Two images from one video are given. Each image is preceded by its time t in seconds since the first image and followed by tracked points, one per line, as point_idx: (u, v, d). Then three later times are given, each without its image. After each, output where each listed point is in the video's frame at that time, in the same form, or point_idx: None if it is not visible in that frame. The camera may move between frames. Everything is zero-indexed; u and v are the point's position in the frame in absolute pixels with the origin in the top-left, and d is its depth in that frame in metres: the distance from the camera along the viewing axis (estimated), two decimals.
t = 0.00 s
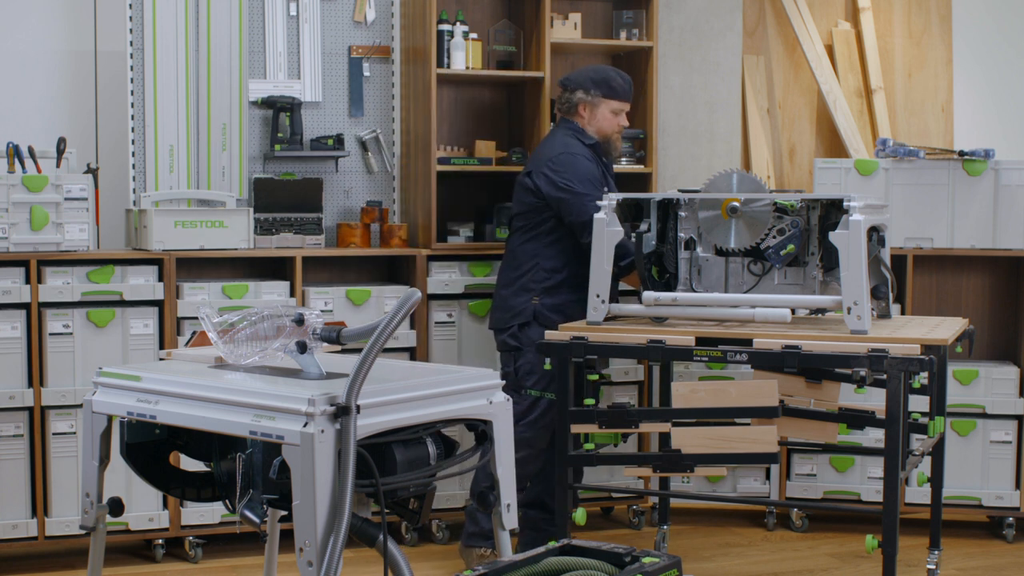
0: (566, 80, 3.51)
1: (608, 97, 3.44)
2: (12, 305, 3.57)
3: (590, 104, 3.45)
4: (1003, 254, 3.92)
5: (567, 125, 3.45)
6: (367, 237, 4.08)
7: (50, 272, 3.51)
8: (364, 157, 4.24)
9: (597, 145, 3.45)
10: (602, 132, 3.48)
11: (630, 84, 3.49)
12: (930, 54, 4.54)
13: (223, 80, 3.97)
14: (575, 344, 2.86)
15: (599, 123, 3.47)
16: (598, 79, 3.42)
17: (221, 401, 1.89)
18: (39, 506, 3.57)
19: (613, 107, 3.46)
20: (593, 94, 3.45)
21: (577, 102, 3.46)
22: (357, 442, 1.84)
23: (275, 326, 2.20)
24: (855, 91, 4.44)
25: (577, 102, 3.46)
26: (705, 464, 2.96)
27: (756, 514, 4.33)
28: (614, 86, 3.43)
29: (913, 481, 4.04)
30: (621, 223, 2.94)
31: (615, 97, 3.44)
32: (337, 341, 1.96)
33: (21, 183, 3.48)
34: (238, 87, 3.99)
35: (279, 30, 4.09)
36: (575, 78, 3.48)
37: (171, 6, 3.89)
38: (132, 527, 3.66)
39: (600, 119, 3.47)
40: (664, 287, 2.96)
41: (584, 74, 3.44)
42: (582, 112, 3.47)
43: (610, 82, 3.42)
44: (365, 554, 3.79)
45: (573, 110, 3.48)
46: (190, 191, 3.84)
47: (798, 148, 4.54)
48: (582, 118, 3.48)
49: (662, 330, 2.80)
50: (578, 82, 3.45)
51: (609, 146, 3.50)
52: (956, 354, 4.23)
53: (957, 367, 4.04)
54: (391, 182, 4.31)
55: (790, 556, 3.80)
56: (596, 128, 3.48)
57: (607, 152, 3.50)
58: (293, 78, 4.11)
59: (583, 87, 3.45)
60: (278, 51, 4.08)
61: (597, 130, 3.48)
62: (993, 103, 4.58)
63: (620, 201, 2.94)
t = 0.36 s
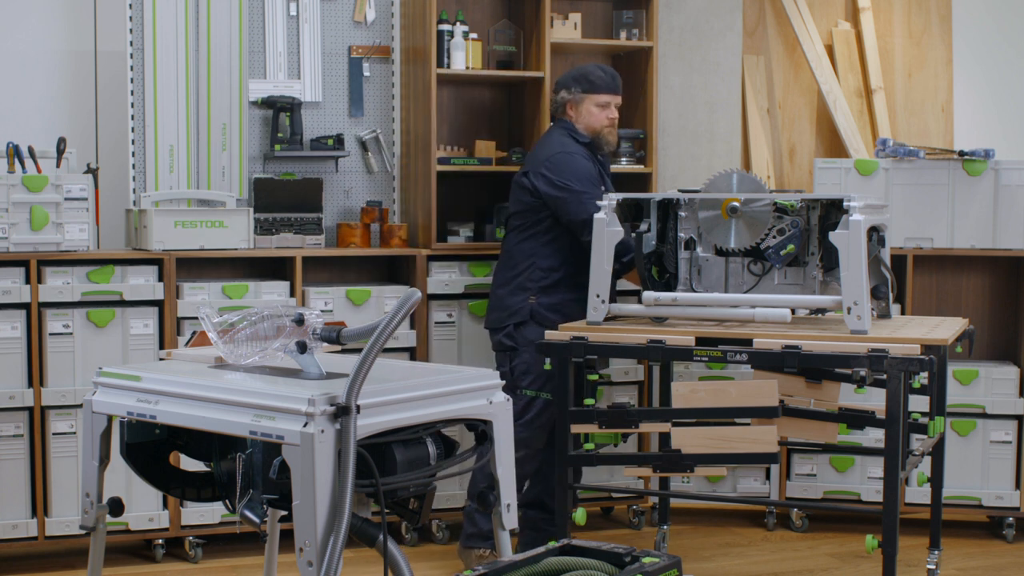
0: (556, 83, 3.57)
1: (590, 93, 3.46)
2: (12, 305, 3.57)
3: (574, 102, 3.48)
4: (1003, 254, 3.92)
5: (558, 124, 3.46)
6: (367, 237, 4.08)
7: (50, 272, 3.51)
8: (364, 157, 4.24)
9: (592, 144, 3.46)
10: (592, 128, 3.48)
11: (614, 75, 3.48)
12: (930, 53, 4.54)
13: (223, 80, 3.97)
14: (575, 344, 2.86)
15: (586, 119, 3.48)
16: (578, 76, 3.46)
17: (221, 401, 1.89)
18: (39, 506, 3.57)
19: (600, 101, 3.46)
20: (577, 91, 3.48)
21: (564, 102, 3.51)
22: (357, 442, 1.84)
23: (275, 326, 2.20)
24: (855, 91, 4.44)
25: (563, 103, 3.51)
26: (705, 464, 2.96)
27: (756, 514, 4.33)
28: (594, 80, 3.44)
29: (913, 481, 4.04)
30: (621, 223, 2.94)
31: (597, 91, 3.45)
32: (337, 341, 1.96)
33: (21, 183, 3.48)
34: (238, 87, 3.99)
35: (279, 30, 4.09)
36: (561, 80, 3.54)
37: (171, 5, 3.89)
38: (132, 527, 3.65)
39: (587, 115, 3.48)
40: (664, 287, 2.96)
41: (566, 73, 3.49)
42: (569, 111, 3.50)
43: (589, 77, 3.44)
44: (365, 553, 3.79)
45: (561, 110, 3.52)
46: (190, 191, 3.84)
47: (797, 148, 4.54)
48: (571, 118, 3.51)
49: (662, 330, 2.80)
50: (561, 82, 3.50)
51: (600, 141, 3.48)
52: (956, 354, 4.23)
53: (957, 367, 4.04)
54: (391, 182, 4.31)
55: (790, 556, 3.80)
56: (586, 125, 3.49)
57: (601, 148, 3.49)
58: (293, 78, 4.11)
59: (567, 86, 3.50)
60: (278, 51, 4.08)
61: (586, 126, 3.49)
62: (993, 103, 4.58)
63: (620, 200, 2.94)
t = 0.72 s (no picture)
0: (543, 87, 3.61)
1: (567, 88, 3.47)
2: (12, 306, 3.57)
3: (552, 99, 3.51)
4: (1003, 254, 3.92)
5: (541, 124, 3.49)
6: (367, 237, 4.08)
7: (50, 272, 3.51)
8: (364, 157, 4.24)
9: (574, 140, 3.43)
10: (570, 122, 3.46)
11: (592, 71, 3.48)
12: (930, 53, 4.54)
13: (223, 80, 3.97)
14: (574, 344, 2.86)
15: (565, 114, 3.47)
16: (555, 74, 3.50)
17: (221, 401, 1.89)
18: (39, 506, 3.57)
19: (578, 95, 3.47)
20: (555, 89, 3.51)
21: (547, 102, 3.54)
22: (357, 442, 1.84)
23: (275, 326, 2.20)
24: (855, 90, 4.44)
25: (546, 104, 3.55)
26: (705, 464, 2.96)
27: (756, 514, 4.33)
28: (569, 75, 3.46)
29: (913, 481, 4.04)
30: (621, 223, 2.94)
31: (573, 86, 3.46)
32: (337, 341, 1.96)
33: (21, 183, 3.48)
34: (238, 87, 3.99)
35: (279, 30, 4.09)
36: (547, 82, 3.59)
37: (170, 5, 3.89)
38: (132, 527, 3.65)
39: (566, 110, 3.47)
40: (664, 287, 2.96)
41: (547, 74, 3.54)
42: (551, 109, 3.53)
43: (564, 72, 3.46)
44: (365, 554, 3.79)
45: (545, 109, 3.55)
46: (190, 191, 3.84)
47: (797, 148, 4.54)
48: (554, 116, 3.52)
49: (662, 330, 2.80)
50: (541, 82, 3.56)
51: (579, 134, 3.44)
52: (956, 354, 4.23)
53: (957, 367, 4.04)
54: (391, 181, 4.30)
55: (790, 556, 3.80)
56: (564, 120, 3.47)
57: (583, 143, 3.46)
58: (293, 78, 4.11)
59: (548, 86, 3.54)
60: (278, 51, 4.08)
61: (565, 120, 3.47)
62: (993, 102, 4.58)
63: (620, 200, 2.94)
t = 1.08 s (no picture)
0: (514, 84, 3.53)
1: (528, 84, 3.35)
2: (12, 306, 3.57)
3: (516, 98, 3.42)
4: (1003, 254, 3.92)
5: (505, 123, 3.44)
6: (367, 237, 4.08)
7: (50, 272, 3.51)
8: (364, 157, 4.24)
9: (531, 137, 3.35)
10: (532, 118, 3.35)
11: (552, 64, 3.34)
12: (930, 53, 4.54)
13: (223, 80, 3.96)
14: (574, 344, 2.86)
15: (527, 111, 3.37)
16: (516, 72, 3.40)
17: (221, 401, 1.89)
18: (39, 506, 3.57)
19: (538, 90, 3.34)
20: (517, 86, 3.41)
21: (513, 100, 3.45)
22: (358, 442, 1.84)
23: (275, 326, 2.20)
24: (855, 90, 4.44)
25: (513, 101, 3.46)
26: (705, 464, 2.96)
27: (756, 514, 4.33)
28: (526, 71, 3.35)
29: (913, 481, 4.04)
30: (621, 223, 2.94)
31: (532, 81, 3.34)
32: (337, 341, 1.96)
33: (21, 183, 3.48)
34: (238, 87, 3.99)
35: (279, 30, 4.09)
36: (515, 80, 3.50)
37: (170, 6, 3.89)
38: (132, 527, 3.65)
39: (528, 106, 3.37)
40: (664, 287, 2.96)
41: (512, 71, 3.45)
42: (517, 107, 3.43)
43: (524, 69, 3.35)
44: (365, 554, 3.79)
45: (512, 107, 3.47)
46: (190, 191, 3.84)
47: (798, 148, 4.53)
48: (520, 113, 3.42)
49: (662, 330, 2.80)
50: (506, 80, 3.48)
51: (540, 130, 3.34)
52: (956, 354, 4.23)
53: (957, 367, 4.04)
54: (390, 181, 4.30)
55: (790, 556, 3.79)
56: (527, 116, 3.37)
57: (545, 138, 3.35)
58: (293, 78, 4.11)
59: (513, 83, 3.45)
60: (278, 51, 4.08)
61: (528, 117, 3.37)
62: (992, 102, 4.58)
63: (620, 200, 2.94)
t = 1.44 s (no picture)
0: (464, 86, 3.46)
1: (467, 83, 3.28)
2: (12, 305, 3.56)
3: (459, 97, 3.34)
4: (1003, 253, 3.92)
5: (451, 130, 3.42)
6: (367, 237, 4.07)
7: (49, 272, 3.52)
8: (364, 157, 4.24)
9: (464, 141, 3.32)
10: (472, 116, 3.27)
11: (488, 63, 3.26)
12: (930, 54, 4.54)
13: (223, 80, 3.96)
14: (574, 344, 2.86)
15: (467, 109, 3.29)
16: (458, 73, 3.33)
17: (221, 401, 1.89)
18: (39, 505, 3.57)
19: (477, 88, 3.25)
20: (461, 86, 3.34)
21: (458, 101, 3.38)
22: (358, 442, 1.84)
23: (275, 326, 2.20)
24: (855, 91, 4.44)
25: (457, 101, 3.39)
26: (705, 464, 2.96)
27: (756, 514, 4.33)
28: (466, 71, 3.28)
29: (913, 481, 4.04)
30: (620, 223, 2.94)
31: (472, 79, 3.26)
32: (338, 341, 1.96)
33: (21, 183, 3.48)
34: (238, 87, 3.99)
35: (279, 30, 4.09)
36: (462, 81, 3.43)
37: (170, 5, 3.89)
38: (132, 527, 3.65)
39: (469, 104, 3.28)
40: (664, 287, 2.96)
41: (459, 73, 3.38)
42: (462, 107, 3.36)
43: (463, 68, 3.29)
44: (364, 554, 3.79)
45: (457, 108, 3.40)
46: (190, 191, 3.84)
47: (797, 148, 4.53)
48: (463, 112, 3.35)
49: (662, 330, 2.80)
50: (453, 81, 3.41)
51: (479, 129, 3.26)
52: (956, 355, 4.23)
53: (957, 367, 4.04)
54: (391, 181, 4.29)
55: (790, 556, 3.80)
56: (469, 114, 3.29)
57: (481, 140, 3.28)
58: (293, 79, 4.11)
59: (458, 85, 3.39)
60: (278, 52, 4.09)
61: (469, 116, 3.29)
62: (992, 102, 4.58)
63: (619, 201, 2.94)
